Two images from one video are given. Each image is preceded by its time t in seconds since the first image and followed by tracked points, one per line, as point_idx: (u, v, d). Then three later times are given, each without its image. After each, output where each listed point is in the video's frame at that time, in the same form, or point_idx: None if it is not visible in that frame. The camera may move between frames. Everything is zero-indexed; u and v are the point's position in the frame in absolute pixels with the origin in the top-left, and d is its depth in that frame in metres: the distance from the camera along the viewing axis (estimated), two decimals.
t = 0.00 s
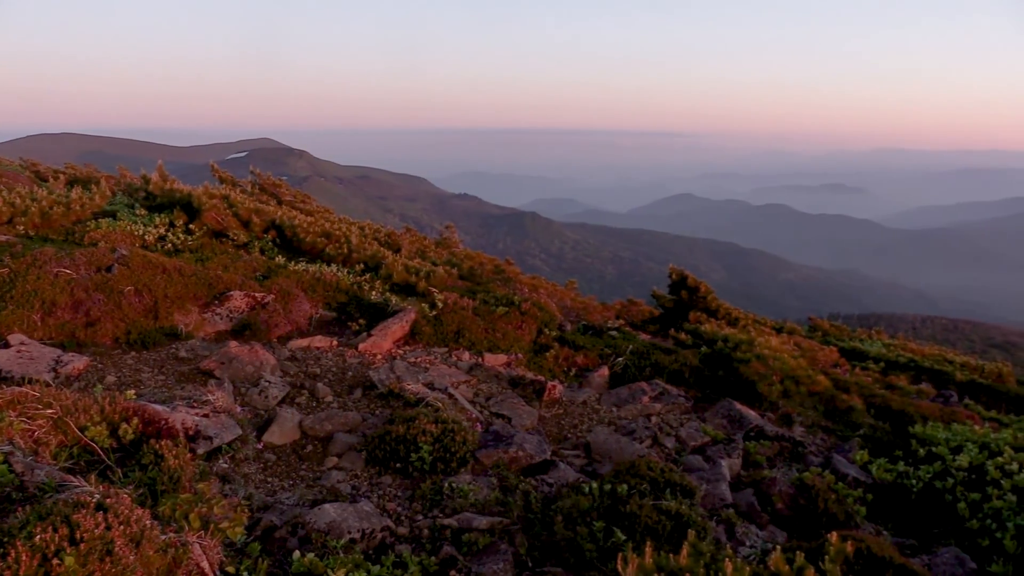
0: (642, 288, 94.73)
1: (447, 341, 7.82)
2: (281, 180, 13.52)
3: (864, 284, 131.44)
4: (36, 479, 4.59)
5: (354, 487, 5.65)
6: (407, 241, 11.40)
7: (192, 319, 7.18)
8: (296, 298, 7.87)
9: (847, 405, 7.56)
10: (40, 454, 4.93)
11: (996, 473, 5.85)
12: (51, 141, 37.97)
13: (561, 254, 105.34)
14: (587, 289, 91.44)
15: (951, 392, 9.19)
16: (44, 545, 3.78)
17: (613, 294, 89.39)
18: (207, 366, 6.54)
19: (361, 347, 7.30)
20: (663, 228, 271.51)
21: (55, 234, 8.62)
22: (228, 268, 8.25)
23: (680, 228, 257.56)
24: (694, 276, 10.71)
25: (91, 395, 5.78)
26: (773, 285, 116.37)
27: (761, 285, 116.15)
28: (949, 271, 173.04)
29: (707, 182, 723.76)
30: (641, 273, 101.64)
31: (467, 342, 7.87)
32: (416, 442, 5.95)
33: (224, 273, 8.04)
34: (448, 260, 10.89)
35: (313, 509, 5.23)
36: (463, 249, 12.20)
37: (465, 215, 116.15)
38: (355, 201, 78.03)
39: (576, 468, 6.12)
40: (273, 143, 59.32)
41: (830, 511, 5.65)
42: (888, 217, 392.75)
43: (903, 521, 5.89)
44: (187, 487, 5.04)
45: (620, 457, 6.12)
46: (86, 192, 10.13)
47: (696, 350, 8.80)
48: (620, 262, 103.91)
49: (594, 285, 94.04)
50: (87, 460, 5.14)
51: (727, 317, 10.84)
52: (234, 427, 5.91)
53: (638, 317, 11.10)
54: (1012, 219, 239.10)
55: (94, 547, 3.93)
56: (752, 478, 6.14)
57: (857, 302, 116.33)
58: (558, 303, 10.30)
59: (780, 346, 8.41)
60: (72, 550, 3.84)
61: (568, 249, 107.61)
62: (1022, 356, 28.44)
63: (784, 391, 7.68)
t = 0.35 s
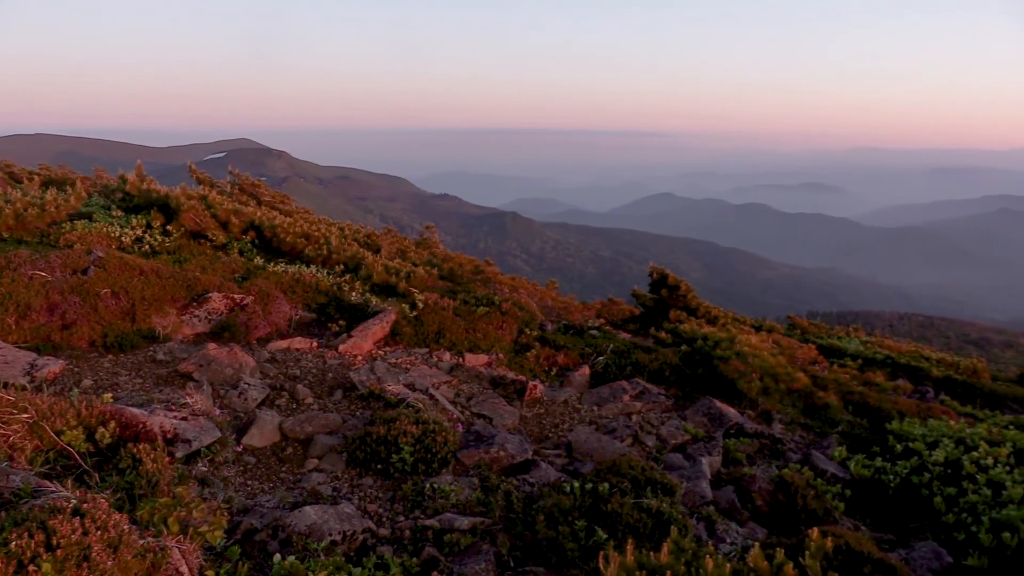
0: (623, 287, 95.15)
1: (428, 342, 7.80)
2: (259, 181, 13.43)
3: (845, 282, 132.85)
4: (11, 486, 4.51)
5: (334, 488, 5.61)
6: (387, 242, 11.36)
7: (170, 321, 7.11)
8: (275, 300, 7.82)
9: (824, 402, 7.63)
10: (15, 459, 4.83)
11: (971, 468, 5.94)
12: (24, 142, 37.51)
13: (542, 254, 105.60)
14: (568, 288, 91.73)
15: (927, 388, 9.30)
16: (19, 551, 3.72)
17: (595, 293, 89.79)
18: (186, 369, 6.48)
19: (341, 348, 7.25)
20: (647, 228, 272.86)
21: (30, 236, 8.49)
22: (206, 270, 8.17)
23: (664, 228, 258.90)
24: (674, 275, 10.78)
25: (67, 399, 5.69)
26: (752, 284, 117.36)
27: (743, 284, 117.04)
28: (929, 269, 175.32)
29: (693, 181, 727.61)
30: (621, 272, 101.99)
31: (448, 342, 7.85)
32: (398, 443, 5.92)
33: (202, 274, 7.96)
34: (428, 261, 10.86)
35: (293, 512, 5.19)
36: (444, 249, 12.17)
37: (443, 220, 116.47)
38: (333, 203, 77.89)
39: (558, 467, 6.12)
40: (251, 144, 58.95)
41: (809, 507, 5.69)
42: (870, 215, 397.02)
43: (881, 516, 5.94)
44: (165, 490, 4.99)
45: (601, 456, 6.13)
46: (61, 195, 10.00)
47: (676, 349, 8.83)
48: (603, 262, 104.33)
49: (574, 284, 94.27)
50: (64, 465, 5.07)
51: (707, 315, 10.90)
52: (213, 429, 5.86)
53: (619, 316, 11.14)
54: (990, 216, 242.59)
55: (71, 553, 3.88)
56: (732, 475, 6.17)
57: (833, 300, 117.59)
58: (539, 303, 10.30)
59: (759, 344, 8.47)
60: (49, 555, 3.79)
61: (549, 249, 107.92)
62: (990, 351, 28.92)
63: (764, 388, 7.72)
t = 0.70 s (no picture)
0: (601, 287, 95.54)
1: (406, 342, 7.77)
2: (236, 181, 13.30)
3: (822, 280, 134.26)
4: None
5: (313, 490, 5.58)
6: (365, 242, 11.30)
7: (146, 324, 7.03)
8: (252, 301, 7.74)
9: (801, 398, 7.69)
10: None
11: (944, 462, 6.04)
12: None
13: (521, 254, 105.42)
14: (545, 287, 91.66)
15: (901, 383, 9.41)
16: None
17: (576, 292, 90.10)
18: (162, 372, 6.41)
19: (319, 349, 7.19)
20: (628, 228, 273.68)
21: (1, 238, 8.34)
22: (182, 271, 8.09)
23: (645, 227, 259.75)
24: (652, 274, 10.82)
25: (39, 403, 5.60)
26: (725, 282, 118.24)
27: (723, 282, 117.93)
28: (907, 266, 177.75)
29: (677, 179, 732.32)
30: (597, 271, 102.32)
31: (426, 342, 7.83)
32: (376, 445, 5.90)
33: (178, 275, 7.87)
34: (406, 261, 10.81)
35: (272, 514, 5.14)
36: (422, 249, 12.12)
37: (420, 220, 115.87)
38: (309, 204, 77.21)
39: (537, 466, 6.12)
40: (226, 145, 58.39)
41: (786, 503, 5.74)
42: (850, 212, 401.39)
43: (857, 511, 6.00)
44: (141, 495, 4.93)
45: (580, 454, 6.14)
46: (32, 196, 9.80)
47: (655, 347, 8.86)
48: (582, 261, 104.56)
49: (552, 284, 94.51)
50: (37, 470, 4.98)
51: (685, 314, 10.96)
52: (190, 433, 5.80)
53: (598, 315, 11.16)
54: (965, 213, 246.54)
55: (45, 559, 3.84)
56: (710, 472, 6.20)
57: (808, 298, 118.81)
58: (517, 302, 10.29)
59: (736, 342, 8.53)
60: (22, 565, 3.73)
61: (528, 249, 107.56)
62: (956, 346, 29.43)
63: (740, 385, 7.77)
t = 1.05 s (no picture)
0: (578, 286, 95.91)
1: (381, 343, 7.73)
2: (207, 183, 13.15)
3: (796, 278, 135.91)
4: None
5: (287, 494, 5.53)
6: (338, 243, 11.24)
7: (115, 327, 6.93)
8: (224, 304, 7.66)
9: (774, 395, 7.77)
10: None
11: (914, 455, 6.14)
12: None
13: (495, 253, 105.86)
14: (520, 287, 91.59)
15: (871, 379, 9.55)
16: None
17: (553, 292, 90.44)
18: (133, 376, 6.31)
19: (293, 351, 7.14)
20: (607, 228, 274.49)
21: None
22: (152, 274, 7.98)
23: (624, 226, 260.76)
24: (626, 273, 10.87)
25: (6, 408, 5.49)
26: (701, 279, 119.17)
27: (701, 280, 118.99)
28: (883, 262, 180.57)
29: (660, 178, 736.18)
30: (572, 270, 102.57)
31: (401, 343, 7.79)
32: (351, 447, 5.86)
33: (148, 278, 7.77)
34: (380, 261, 10.75)
35: (246, 518, 5.09)
36: (397, 250, 12.06)
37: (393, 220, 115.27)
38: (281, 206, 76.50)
39: (513, 466, 6.13)
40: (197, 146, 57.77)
41: (760, 498, 5.78)
42: (828, 209, 406.44)
43: (829, 505, 6.07)
44: (112, 501, 4.85)
45: (556, 454, 6.16)
46: None
47: (630, 346, 8.89)
48: (557, 260, 104.77)
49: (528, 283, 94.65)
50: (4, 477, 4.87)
51: (659, 313, 11.03)
52: (162, 437, 5.72)
53: (572, 315, 11.19)
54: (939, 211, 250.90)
55: (13, 568, 3.77)
56: (685, 469, 6.25)
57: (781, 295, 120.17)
58: (492, 303, 10.27)
59: (709, 340, 8.59)
60: None
61: (501, 248, 108.30)
62: (922, 343, 30.00)
63: (714, 383, 7.84)
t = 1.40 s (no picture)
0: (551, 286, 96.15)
1: (354, 345, 7.68)
2: (176, 184, 13.01)
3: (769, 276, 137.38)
4: None
5: (260, 498, 5.48)
6: (311, 244, 11.15)
7: (84, 331, 6.83)
8: (195, 306, 7.57)
9: (747, 392, 7.84)
10: None
11: (884, 449, 6.22)
12: None
13: (469, 254, 105.75)
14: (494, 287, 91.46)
15: (842, 374, 9.67)
16: None
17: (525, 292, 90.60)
18: (102, 380, 6.22)
19: (265, 354, 7.07)
20: (586, 228, 275.32)
21: None
22: (121, 276, 7.88)
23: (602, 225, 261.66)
24: (600, 272, 10.92)
25: None
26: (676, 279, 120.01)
27: (680, 279, 120.10)
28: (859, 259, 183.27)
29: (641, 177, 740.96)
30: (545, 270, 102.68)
31: (376, 344, 7.75)
32: (325, 449, 5.82)
33: (117, 281, 7.68)
34: (353, 262, 10.67)
35: (219, 523, 5.02)
36: (371, 250, 12.00)
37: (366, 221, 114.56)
38: (253, 208, 75.71)
39: (488, 466, 6.11)
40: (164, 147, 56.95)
41: (734, 494, 5.83)
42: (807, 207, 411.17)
43: (802, 500, 6.14)
44: (81, 507, 4.79)
45: (531, 453, 6.16)
46: None
47: (603, 345, 8.92)
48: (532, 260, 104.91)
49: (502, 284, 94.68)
50: None
51: (632, 311, 11.08)
52: (132, 441, 5.64)
53: (547, 314, 11.20)
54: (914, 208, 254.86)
55: None
56: (660, 467, 6.27)
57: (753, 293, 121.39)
58: (466, 302, 10.25)
59: (682, 337, 8.64)
60: None
61: (475, 249, 108.32)
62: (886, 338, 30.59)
63: (687, 380, 7.91)
